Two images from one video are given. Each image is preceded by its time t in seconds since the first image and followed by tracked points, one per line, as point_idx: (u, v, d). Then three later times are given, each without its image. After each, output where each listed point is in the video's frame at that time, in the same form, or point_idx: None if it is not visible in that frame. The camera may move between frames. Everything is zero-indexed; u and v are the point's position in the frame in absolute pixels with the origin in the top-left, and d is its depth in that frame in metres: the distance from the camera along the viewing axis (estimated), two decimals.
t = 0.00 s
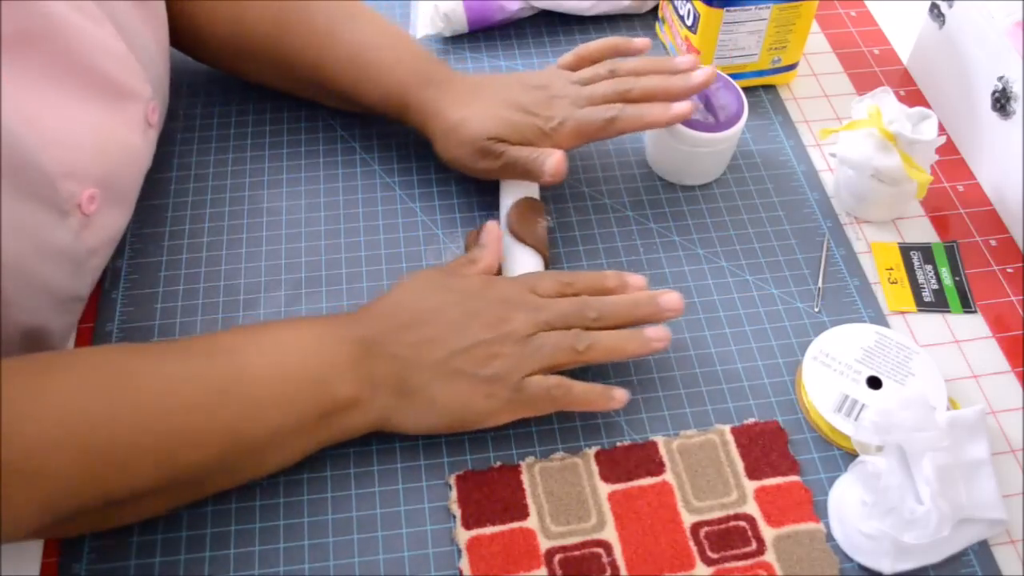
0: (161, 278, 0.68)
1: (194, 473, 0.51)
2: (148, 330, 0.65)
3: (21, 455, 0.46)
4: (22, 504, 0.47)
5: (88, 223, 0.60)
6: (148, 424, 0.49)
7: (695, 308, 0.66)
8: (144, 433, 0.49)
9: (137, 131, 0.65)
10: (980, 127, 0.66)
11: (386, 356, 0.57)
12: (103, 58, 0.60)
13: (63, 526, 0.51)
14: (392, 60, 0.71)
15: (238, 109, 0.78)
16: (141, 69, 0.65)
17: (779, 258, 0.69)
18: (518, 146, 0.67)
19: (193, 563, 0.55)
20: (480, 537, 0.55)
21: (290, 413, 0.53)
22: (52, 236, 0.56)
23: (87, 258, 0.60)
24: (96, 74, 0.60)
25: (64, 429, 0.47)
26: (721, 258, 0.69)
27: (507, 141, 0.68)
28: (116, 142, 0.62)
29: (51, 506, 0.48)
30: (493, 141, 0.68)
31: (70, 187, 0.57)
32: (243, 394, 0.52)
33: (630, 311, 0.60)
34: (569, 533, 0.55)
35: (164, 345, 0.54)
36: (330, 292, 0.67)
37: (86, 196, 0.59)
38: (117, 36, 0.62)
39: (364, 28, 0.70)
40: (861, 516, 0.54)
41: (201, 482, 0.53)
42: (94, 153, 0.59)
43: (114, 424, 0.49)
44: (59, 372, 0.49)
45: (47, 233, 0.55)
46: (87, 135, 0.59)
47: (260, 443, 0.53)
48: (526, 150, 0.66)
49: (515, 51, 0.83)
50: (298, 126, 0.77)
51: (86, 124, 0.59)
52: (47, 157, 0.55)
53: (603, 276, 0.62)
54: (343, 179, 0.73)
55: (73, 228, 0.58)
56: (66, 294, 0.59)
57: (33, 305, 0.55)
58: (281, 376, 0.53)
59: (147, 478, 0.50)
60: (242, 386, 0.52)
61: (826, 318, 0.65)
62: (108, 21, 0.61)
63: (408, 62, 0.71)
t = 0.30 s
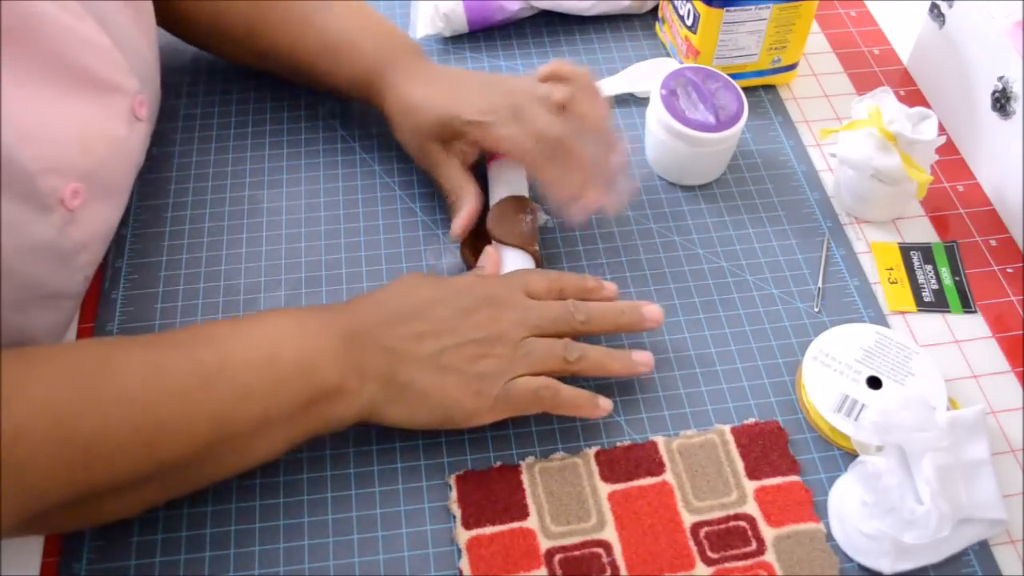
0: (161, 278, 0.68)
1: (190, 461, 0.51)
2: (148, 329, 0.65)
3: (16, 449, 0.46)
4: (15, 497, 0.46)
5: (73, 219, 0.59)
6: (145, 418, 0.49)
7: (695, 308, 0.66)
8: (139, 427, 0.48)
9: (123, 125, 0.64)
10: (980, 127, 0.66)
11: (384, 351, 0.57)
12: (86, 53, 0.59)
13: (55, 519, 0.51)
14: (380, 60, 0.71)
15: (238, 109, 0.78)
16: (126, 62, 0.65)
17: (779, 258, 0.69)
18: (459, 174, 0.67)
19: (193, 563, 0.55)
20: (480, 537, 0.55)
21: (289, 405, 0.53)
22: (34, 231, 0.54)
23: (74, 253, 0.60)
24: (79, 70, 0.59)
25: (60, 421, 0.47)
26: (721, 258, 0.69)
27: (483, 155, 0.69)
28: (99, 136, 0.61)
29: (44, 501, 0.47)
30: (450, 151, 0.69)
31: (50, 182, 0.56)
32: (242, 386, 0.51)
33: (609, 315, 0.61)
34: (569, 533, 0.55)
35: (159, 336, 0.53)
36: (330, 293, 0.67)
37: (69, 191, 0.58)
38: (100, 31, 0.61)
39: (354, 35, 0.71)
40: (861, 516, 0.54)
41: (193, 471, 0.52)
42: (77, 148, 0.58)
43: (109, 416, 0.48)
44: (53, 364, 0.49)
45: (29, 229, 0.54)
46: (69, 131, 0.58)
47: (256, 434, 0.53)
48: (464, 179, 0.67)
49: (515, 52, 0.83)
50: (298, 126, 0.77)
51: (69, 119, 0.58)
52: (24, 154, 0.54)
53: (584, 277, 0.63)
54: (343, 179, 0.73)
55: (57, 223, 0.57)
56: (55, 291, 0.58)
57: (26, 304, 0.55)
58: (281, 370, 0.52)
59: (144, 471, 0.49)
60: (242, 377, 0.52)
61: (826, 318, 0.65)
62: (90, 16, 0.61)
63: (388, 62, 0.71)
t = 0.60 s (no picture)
0: (161, 279, 0.68)
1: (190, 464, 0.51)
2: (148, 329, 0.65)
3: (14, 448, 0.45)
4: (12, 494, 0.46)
5: (65, 216, 0.59)
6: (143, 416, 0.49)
7: (695, 308, 0.66)
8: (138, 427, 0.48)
9: (116, 125, 0.64)
10: (980, 127, 0.66)
11: (394, 355, 0.57)
12: (76, 53, 0.59)
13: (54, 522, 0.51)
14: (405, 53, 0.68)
15: (238, 109, 0.78)
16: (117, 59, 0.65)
17: (779, 258, 0.69)
18: (549, 155, 0.64)
19: (193, 564, 0.55)
20: (480, 537, 0.55)
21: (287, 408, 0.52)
22: (25, 229, 0.55)
23: (68, 252, 0.59)
24: (67, 68, 0.59)
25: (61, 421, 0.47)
26: (721, 258, 0.69)
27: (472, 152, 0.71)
28: (88, 136, 0.60)
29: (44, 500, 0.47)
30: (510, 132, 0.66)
31: (41, 180, 0.56)
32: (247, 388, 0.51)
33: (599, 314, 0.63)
34: (569, 533, 0.55)
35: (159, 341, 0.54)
36: (330, 292, 0.67)
37: (60, 189, 0.58)
38: (89, 29, 0.61)
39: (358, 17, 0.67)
40: (861, 516, 0.54)
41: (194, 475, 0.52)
42: (67, 145, 0.58)
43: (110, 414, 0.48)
44: (51, 363, 0.49)
45: (19, 227, 0.54)
46: (58, 128, 0.58)
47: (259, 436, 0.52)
48: (553, 161, 0.64)
49: (515, 52, 0.83)
50: (298, 126, 0.77)
51: (57, 116, 0.58)
52: (15, 152, 0.54)
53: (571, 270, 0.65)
54: (343, 179, 0.73)
55: (48, 222, 0.57)
56: (50, 289, 0.58)
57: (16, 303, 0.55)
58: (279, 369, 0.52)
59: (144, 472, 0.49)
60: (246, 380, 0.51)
61: (826, 319, 0.65)
62: (81, 15, 0.61)
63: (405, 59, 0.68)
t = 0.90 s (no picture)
0: (161, 279, 0.68)
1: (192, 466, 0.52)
2: (148, 329, 0.65)
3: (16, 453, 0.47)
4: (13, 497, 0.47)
5: (59, 221, 0.59)
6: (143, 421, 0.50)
7: (695, 308, 0.66)
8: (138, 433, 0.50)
9: (111, 131, 0.64)
10: (980, 127, 0.66)
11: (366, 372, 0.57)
12: (72, 58, 0.59)
13: (57, 528, 0.51)
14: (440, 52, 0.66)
15: (238, 109, 0.78)
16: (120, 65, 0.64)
17: (779, 258, 0.69)
18: (604, 176, 0.65)
19: (193, 563, 0.55)
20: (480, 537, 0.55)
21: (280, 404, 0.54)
22: (20, 235, 0.55)
23: (61, 255, 0.60)
24: (63, 74, 0.59)
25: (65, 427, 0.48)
26: (721, 258, 0.69)
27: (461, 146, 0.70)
28: (83, 141, 0.60)
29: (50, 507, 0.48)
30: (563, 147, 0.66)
31: (35, 185, 0.56)
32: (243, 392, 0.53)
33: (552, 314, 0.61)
34: (569, 533, 0.55)
35: (159, 350, 0.54)
36: (330, 292, 0.67)
37: (54, 194, 0.58)
38: (90, 34, 0.61)
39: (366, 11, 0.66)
40: (861, 516, 0.54)
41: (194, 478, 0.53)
42: (62, 149, 0.58)
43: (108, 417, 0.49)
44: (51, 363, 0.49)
45: (10, 231, 0.54)
46: (54, 132, 0.58)
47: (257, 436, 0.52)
48: (608, 182, 0.65)
49: (515, 52, 0.83)
50: (298, 126, 0.77)
51: (53, 121, 0.58)
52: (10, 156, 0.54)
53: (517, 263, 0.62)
54: (343, 179, 0.73)
55: (42, 226, 0.57)
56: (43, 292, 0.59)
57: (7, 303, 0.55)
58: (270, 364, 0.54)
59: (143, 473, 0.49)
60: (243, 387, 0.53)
61: (826, 319, 0.65)
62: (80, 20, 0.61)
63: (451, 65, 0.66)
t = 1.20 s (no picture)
0: (161, 278, 0.68)
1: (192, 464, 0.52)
2: (148, 330, 0.65)
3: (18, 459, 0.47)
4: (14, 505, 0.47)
5: (55, 226, 0.59)
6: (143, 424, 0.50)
7: (695, 308, 0.66)
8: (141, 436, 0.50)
9: (108, 131, 0.64)
10: (981, 127, 0.66)
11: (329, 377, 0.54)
12: (68, 61, 0.59)
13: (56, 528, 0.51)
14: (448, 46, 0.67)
15: (237, 109, 0.78)
16: (119, 67, 0.65)
17: (778, 258, 0.69)
18: (603, 163, 0.66)
19: (193, 563, 0.55)
20: (480, 537, 0.55)
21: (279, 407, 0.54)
22: (16, 241, 0.55)
23: (58, 260, 0.60)
24: (60, 77, 0.59)
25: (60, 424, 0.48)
26: (721, 258, 0.69)
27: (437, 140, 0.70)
28: (79, 143, 0.60)
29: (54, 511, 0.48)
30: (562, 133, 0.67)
31: (28, 191, 0.56)
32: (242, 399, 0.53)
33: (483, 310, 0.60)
34: (569, 533, 0.55)
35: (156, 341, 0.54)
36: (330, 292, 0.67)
37: (49, 200, 0.58)
38: (88, 36, 0.61)
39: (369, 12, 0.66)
40: (861, 516, 0.54)
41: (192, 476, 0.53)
42: (55, 155, 0.58)
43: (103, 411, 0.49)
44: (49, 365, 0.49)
45: (5, 237, 0.54)
46: (46, 138, 0.57)
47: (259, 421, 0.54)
48: (607, 169, 0.66)
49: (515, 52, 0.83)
50: (298, 126, 0.77)
51: (45, 127, 0.58)
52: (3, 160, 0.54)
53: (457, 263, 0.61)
54: (343, 179, 0.73)
55: (36, 232, 0.57)
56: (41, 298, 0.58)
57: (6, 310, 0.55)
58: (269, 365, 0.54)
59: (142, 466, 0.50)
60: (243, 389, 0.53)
61: (826, 319, 0.65)
62: (79, 24, 0.61)
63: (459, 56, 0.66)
